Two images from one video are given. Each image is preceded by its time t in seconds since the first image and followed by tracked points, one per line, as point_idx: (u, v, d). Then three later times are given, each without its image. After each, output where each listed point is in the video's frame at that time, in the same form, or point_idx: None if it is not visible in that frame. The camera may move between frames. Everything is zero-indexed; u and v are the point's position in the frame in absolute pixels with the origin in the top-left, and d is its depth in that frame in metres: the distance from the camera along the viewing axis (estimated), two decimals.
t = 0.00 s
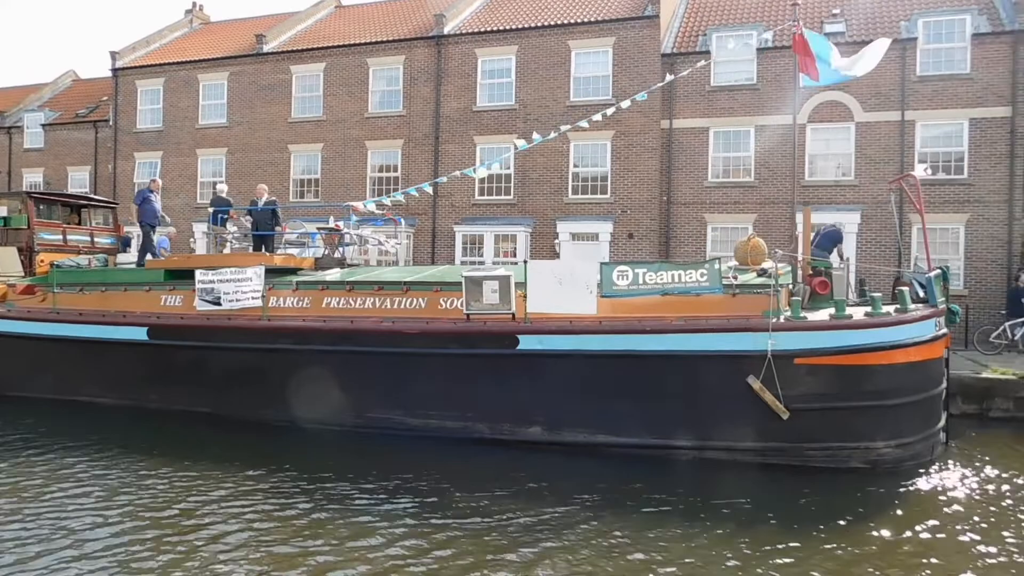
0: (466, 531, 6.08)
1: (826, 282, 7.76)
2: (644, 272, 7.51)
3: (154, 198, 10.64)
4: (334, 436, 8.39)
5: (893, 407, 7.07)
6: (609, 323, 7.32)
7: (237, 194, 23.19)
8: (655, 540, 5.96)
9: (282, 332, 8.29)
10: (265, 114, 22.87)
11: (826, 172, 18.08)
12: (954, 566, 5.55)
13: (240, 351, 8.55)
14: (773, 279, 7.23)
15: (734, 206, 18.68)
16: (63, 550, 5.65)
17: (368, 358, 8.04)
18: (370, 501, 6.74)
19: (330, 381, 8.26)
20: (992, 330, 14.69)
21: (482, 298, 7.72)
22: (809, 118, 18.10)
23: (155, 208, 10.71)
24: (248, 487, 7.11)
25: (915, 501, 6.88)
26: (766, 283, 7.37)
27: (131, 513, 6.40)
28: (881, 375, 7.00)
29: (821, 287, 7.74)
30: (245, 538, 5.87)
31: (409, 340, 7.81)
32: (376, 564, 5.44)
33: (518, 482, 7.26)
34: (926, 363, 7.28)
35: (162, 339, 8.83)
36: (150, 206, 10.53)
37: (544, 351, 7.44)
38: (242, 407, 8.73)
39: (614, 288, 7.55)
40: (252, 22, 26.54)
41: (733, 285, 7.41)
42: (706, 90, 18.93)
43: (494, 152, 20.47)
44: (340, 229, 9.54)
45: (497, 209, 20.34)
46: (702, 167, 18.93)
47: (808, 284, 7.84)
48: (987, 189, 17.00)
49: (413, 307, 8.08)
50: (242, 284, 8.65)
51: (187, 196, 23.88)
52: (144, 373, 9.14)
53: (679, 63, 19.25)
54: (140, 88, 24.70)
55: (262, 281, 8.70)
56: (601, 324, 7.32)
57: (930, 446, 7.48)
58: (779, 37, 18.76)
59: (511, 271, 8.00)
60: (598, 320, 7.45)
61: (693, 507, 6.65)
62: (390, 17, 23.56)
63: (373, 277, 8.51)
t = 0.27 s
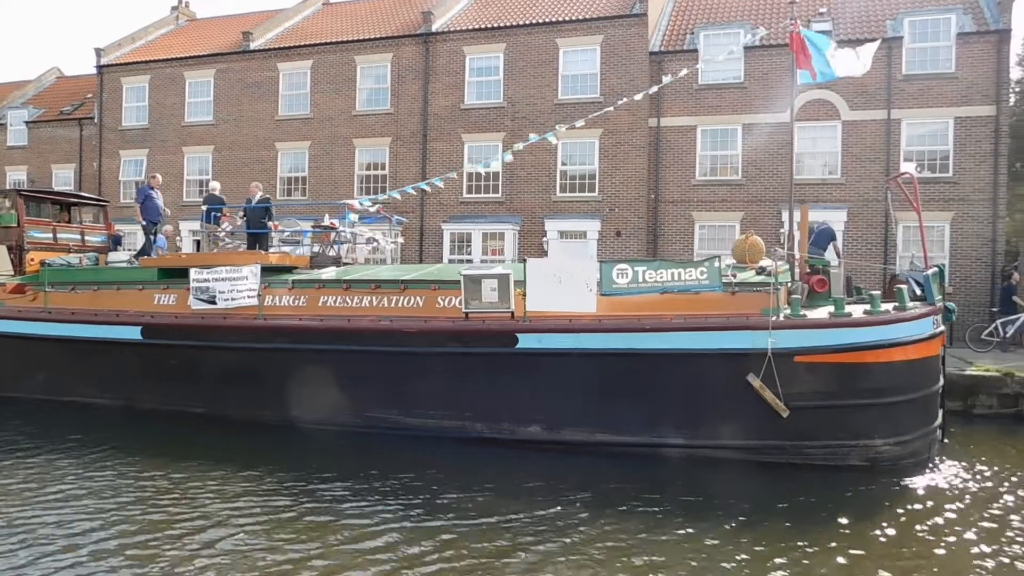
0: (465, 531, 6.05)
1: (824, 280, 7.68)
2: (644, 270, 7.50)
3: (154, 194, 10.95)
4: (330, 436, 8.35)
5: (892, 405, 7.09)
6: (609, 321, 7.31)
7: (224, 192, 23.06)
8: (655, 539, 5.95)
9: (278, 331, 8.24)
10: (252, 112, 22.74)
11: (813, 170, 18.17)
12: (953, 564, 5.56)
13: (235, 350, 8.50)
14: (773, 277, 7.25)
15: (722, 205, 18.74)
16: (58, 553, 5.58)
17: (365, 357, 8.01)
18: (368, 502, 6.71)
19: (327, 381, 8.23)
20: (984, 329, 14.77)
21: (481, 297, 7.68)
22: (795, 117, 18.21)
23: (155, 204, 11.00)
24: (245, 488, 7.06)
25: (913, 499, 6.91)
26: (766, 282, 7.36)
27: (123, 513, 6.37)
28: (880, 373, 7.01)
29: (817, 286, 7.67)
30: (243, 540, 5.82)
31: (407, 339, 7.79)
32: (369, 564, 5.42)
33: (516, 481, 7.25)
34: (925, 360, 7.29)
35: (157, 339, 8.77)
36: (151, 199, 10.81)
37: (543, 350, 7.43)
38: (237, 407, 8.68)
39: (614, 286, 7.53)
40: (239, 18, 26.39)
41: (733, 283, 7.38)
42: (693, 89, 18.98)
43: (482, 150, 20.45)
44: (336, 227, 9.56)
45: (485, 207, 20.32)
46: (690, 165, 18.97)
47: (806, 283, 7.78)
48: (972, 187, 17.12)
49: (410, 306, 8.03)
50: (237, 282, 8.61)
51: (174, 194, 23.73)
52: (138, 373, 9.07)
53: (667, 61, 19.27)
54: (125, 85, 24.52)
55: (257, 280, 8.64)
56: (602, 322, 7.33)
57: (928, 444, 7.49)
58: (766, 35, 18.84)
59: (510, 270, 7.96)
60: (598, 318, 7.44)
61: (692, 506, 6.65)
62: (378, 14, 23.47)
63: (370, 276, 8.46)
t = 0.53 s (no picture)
0: (470, 532, 6.02)
1: (828, 279, 7.70)
2: (649, 268, 7.53)
3: (166, 190, 11.06)
4: (331, 435, 8.32)
5: (897, 403, 7.11)
6: (615, 319, 7.32)
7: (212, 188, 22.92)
8: (660, 539, 5.94)
9: (279, 329, 8.20)
10: (241, 108, 22.63)
11: (802, 168, 18.23)
12: (959, 563, 5.58)
13: (236, 348, 8.45)
14: (779, 275, 7.27)
15: (711, 202, 18.79)
16: (60, 556, 5.52)
17: (368, 355, 7.99)
18: (371, 502, 6.67)
19: (328, 379, 8.20)
20: (980, 327, 14.67)
21: (486, 294, 7.66)
22: (784, 115, 18.26)
23: (167, 200, 11.09)
24: (246, 488, 7.01)
25: (915, 497, 6.94)
26: (771, 281, 7.39)
27: (121, 514, 6.33)
28: (885, 371, 7.04)
29: (821, 284, 7.68)
30: (247, 542, 5.77)
31: (410, 337, 7.78)
32: (371, 564, 5.41)
33: (519, 480, 7.24)
34: (928, 359, 7.32)
35: (156, 336, 8.70)
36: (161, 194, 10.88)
37: (548, 348, 7.42)
38: (236, 406, 8.63)
39: (619, 284, 7.53)
40: (227, 14, 26.23)
41: (738, 281, 7.44)
42: (683, 87, 19.00)
43: (472, 147, 20.41)
44: (334, 224, 9.54)
45: (475, 205, 20.29)
46: (680, 163, 19.00)
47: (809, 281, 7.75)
48: (959, 186, 17.25)
49: (413, 303, 8.00)
50: (238, 280, 8.57)
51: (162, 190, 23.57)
52: (135, 371, 9.01)
53: (657, 59, 19.29)
54: (113, 80, 24.33)
55: (258, 278, 8.62)
56: (607, 320, 7.34)
57: (931, 441, 7.53)
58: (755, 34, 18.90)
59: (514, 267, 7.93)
60: (604, 316, 7.43)
61: (696, 505, 6.65)
62: (367, 10, 23.38)
63: (372, 273, 8.44)
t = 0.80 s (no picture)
0: (471, 532, 6.01)
1: (825, 278, 7.73)
2: (648, 267, 7.49)
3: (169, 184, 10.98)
4: (329, 435, 8.29)
5: (895, 403, 7.16)
6: (614, 319, 7.32)
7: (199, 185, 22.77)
8: (661, 538, 5.95)
9: (275, 328, 8.15)
10: (227, 104, 22.49)
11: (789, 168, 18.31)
12: (958, 562, 5.62)
13: (232, 347, 8.40)
14: (779, 275, 7.28)
15: (699, 202, 18.85)
16: (57, 558, 5.45)
17: (366, 354, 7.95)
18: (370, 502, 6.64)
19: (325, 378, 8.17)
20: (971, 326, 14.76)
21: (484, 293, 7.64)
22: (771, 115, 18.33)
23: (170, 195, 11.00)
24: (243, 488, 6.97)
25: (913, 497, 6.98)
26: (770, 281, 7.40)
27: (114, 514, 6.27)
28: (883, 371, 7.08)
29: (819, 283, 7.71)
30: (247, 543, 5.73)
31: (409, 336, 7.75)
32: (369, 565, 5.39)
33: (518, 479, 7.23)
34: (926, 358, 7.36)
35: (151, 334, 8.64)
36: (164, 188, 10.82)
37: (547, 347, 7.42)
38: (232, 405, 8.58)
39: (618, 283, 7.48)
40: (213, 9, 26.05)
41: (737, 281, 7.46)
42: (670, 86, 19.03)
43: (459, 144, 20.38)
44: (329, 221, 9.53)
45: (463, 202, 20.26)
46: (667, 162, 19.04)
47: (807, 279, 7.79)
48: (944, 186, 17.42)
49: (411, 302, 7.95)
50: (234, 277, 8.51)
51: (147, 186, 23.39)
52: (129, 370, 8.94)
53: (645, 58, 19.36)
54: (97, 75, 24.12)
55: (253, 275, 8.57)
56: (605, 319, 7.33)
57: (928, 441, 7.58)
58: (743, 34, 18.98)
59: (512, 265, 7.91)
60: (602, 315, 7.42)
61: (693, 504, 6.66)
62: (355, 7, 23.28)
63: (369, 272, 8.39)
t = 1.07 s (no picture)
0: (465, 531, 5.99)
1: (815, 277, 7.81)
2: (641, 265, 7.50)
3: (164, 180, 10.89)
4: (320, 433, 8.24)
5: (885, 401, 7.23)
6: (606, 317, 7.32)
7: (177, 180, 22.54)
8: (655, 536, 5.97)
9: (265, 325, 8.11)
10: (207, 99, 22.27)
11: (769, 166, 18.42)
12: (949, 558, 5.68)
13: (221, 344, 8.32)
14: (772, 273, 7.27)
15: (679, 200, 18.93)
16: (46, 560, 5.36)
17: (357, 352, 7.91)
18: (363, 502, 6.60)
19: (315, 376, 8.11)
20: (953, 325, 15.03)
21: (476, 291, 7.60)
22: (752, 114, 18.42)
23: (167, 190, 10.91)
24: (234, 487, 6.90)
25: (902, 493, 7.05)
26: (762, 279, 7.39)
27: (99, 514, 6.21)
28: (873, 369, 7.14)
29: (809, 282, 7.79)
30: (239, 544, 5.67)
31: (400, 334, 7.72)
32: (357, 564, 5.37)
33: (510, 477, 7.22)
34: (914, 357, 7.45)
35: (138, 332, 8.57)
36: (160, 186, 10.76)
37: (539, 344, 7.42)
38: (221, 403, 8.50)
39: (611, 280, 7.51)
40: (192, 2, 25.78)
41: (729, 279, 7.43)
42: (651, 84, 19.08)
43: (441, 141, 20.32)
44: (317, 216, 9.37)
45: (444, 199, 20.20)
46: (649, 160, 19.09)
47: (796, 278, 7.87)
48: (921, 186, 17.61)
49: (402, 299, 7.90)
50: (221, 273, 8.39)
51: (124, 181, 23.12)
52: (115, 367, 8.84)
53: (627, 56, 19.34)
54: (73, 69, 23.80)
55: (241, 271, 8.45)
56: (598, 317, 7.33)
57: (915, 437, 7.67)
58: (725, 33, 19.07)
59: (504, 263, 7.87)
60: (595, 313, 7.42)
61: (680, 502, 6.69)
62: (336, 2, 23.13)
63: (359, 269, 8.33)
